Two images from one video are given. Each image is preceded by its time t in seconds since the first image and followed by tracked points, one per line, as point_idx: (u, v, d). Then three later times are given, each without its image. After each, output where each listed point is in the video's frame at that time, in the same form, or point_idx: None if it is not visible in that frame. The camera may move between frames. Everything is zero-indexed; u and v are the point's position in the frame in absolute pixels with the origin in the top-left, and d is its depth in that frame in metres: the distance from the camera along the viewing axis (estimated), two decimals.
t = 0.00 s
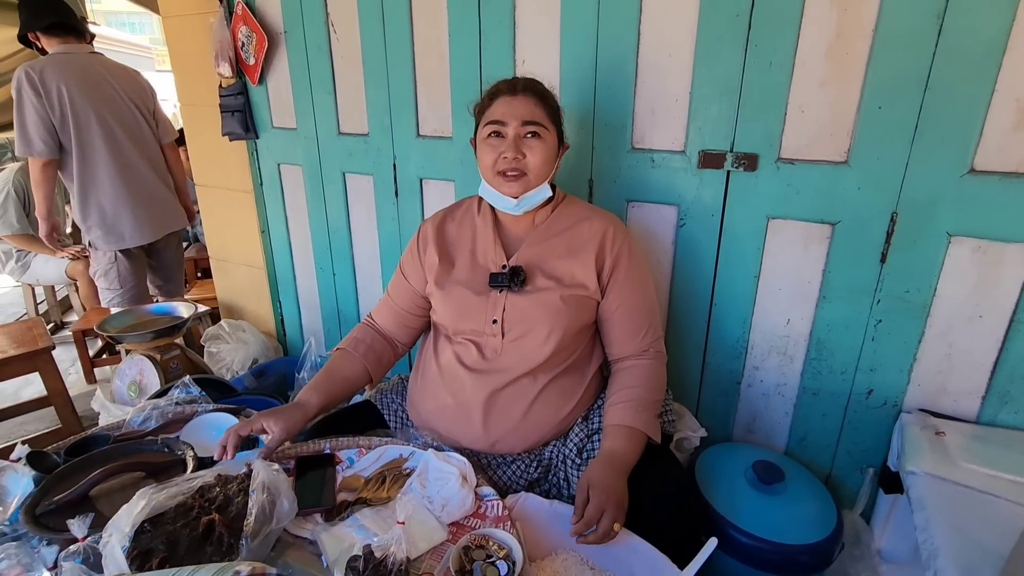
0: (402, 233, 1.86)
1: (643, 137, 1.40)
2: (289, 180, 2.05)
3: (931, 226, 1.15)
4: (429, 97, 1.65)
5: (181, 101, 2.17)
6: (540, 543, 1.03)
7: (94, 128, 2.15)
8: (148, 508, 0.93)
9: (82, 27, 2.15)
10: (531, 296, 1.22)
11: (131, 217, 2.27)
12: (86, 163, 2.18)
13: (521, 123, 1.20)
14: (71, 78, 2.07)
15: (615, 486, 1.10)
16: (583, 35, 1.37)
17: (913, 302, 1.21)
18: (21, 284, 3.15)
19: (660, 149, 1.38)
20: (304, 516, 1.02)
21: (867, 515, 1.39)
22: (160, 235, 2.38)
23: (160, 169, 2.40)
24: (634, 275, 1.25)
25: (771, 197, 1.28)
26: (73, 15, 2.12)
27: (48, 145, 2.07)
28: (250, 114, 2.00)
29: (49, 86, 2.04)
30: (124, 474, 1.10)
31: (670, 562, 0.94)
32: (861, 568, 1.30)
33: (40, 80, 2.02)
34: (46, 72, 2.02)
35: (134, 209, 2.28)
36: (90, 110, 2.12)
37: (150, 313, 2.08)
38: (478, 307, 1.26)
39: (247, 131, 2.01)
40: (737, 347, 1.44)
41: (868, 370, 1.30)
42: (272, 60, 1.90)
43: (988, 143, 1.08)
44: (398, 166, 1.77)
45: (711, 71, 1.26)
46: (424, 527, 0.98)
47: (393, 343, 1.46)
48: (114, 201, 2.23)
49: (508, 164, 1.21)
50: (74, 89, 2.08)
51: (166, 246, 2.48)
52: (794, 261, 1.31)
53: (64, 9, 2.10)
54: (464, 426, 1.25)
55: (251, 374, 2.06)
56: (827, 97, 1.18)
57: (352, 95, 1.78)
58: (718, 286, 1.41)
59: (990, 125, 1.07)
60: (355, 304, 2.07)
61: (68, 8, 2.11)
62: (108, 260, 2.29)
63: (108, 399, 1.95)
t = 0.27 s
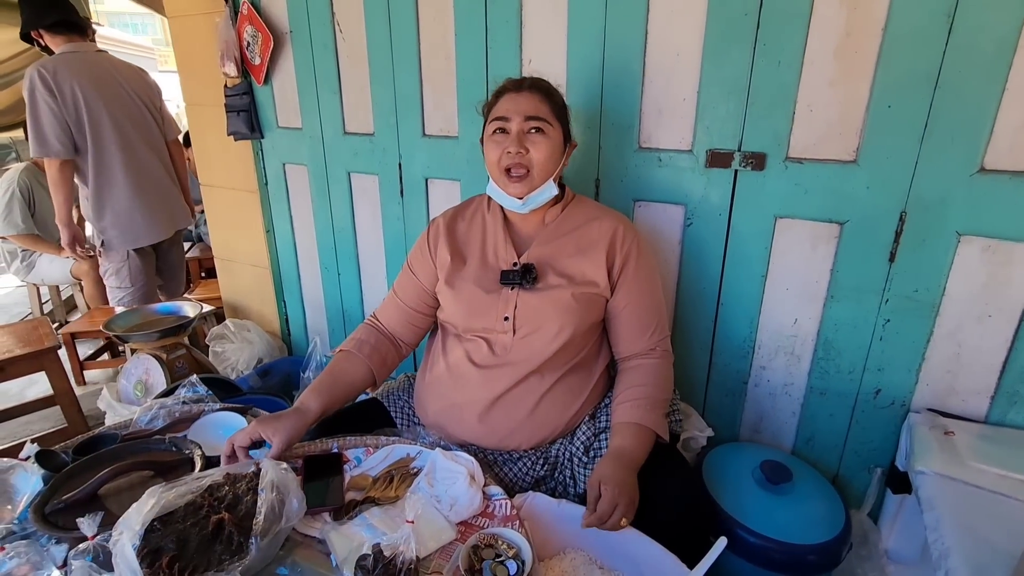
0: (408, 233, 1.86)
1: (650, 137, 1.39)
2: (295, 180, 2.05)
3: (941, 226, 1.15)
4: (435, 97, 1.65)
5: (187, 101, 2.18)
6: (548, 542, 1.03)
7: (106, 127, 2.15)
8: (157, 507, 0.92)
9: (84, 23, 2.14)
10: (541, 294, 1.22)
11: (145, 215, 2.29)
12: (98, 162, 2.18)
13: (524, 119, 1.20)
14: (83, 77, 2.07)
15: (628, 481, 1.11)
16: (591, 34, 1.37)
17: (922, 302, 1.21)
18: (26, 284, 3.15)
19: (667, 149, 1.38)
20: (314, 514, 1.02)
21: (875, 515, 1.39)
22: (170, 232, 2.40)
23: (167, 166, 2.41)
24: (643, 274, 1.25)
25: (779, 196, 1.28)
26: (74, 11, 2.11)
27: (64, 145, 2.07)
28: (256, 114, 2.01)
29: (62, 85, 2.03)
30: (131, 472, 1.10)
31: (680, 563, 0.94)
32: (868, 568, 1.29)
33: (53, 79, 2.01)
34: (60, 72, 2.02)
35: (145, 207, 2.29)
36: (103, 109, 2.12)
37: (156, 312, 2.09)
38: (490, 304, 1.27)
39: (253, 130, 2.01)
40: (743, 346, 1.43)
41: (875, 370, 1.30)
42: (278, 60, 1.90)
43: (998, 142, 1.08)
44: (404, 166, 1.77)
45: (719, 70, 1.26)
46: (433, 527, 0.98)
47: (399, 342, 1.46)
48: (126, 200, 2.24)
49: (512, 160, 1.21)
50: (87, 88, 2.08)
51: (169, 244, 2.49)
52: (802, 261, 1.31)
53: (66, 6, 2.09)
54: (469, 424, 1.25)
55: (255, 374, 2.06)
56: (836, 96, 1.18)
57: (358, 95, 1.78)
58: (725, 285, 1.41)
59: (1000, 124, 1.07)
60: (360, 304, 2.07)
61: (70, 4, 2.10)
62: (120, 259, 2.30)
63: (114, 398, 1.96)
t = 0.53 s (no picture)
0: (412, 232, 1.86)
1: (656, 135, 1.39)
2: (299, 179, 2.05)
3: (949, 224, 1.14)
4: (440, 95, 1.65)
5: (192, 99, 2.18)
6: (554, 541, 1.03)
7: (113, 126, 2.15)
8: (165, 504, 0.93)
9: (88, 22, 2.13)
10: (550, 293, 1.22)
11: (152, 213, 2.29)
12: (107, 161, 2.18)
13: (534, 116, 1.20)
14: (89, 76, 2.07)
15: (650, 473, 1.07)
16: (596, 31, 1.36)
17: (930, 301, 1.20)
18: (31, 282, 3.16)
19: (673, 147, 1.37)
20: (320, 513, 1.02)
21: (882, 515, 1.38)
22: (177, 230, 2.41)
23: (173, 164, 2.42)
24: (652, 274, 1.24)
25: (786, 194, 1.27)
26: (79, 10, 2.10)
27: (75, 145, 2.07)
28: (260, 112, 2.00)
29: (69, 85, 2.03)
30: (138, 470, 1.10)
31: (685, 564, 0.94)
32: (876, 569, 1.29)
33: (60, 79, 2.01)
34: (67, 72, 2.01)
35: (153, 205, 2.30)
36: (109, 108, 2.13)
37: (160, 311, 2.09)
38: (499, 304, 1.26)
39: (257, 129, 2.01)
40: (750, 345, 1.43)
41: (883, 369, 1.29)
42: (282, 58, 1.90)
43: (1008, 140, 1.07)
44: (408, 164, 1.77)
45: (726, 67, 1.25)
46: (438, 526, 0.98)
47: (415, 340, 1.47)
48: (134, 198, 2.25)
49: (522, 156, 1.20)
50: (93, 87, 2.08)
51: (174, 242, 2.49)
52: (809, 259, 1.30)
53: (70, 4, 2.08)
54: (476, 423, 1.25)
55: (259, 372, 2.06)
56: (844, 93, 1.17)
57: (362, 93, 1.78)
58: (731, 284, 1.40)
59: (1010, 121, 1.06)
60: (364, 302, 2.07)
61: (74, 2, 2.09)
62: (125, 257, 2.30)
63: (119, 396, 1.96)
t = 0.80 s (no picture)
0: (412, 226, 1.85)
1: (658, 128, 1.38)
2: (300, 173, 2.04)
3: (955, 217, 1.13)
4: (441, 88, 1.64)
5: (193, 94, 2.17)
6: (554, 536, 1.02)
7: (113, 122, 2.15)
8: (162, 498, 0.93)
9: (98, 17, 2.12)
10: (551, 286, 1.21)
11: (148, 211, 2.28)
12: (106, 156, 2.18)
13: (527, 123, 1.17)
14: (92, 72, 2.07)
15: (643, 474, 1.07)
16: (598, 23, 1.35)
17: (936, 295, 1.19)
18: (33, 278, 3.17)
19: (676, 140, 1.36)
20: (318, 506, 1.01)
21: (885, 511, 1.37)
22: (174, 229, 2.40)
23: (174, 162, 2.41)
24: (655, 267, 1.23)
25: (790, 187, 1.26)
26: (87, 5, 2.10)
27: (75, 139, 2.07)
28: (261, 107, 2.00)
29: (70, 80, 2.03)
30: (136, 464, 1.10)
31: (686, 560, 0.92)
32: (879, 565, 1.28)
33: (62, 74, 2.01)
34: (70, 66, 2.02)
35: (150, 203, 2.29)
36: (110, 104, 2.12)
37: (161, 305, 2.08)
38: (500, 293, 1.26)
39: (258, 123, 2.00)
40: (752, 340, 1.41)
41: (887, 364, 1.28)
42: (283, 52, 1.89)
43: (1016, 132, 1.05)
44: (409, 158, 1.76)
45: (730, 59, 1.24)
46: (437, 520, 0.98)
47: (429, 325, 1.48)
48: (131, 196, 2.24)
49: (519, 163, 1.19)
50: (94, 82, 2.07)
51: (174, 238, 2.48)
52: (813, 253, 1.29)
53: None
54: (477, 412, 1.24)
55: (260, 367, 2.07)
56: (849, 84, 1.16)
57: (363, 87, 1.77)
58: (734, 278, 1.39)
59: (1018, 113, 1.04)
60: (365, 298, 2.06)
61: None
62: (119, 250, 2.29)
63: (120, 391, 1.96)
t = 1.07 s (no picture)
0: (415, 221, 1.83)
1: (665, 121, 1.35)
2: (302, 168, 2.03)
3: (968, 211, 1.11)
4: (443, 81, 1.62)
5: (194, 88, 2.16)
6: (557, 534, 1.01)
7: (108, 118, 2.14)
8: (160, 492, 0.92)
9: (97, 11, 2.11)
10: (558, 279, 1.20)
11: (145, 207, 2.26)
12: (102, 152, 2.17)
13: (523, 134, 1.14)
14: (87, 67, 2.06)
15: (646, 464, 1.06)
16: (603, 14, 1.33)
17: (947, 291, 1.17)
18: (37, 273, 3.17)
19: (682, 133, 1.34)
20: (318, 503, 1.00)
21: (894, 510, 1.35)
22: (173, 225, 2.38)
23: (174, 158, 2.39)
24: (662, 261, 1.21)
25: (799, 181, 1.24)
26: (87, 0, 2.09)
27: (65, 137, 2.07)
28: (263, 101, 1.98)
29: (64, 76, 2.02)
30: (136, 459, 1.09)
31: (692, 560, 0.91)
32: (887, 565, 1.26)
33: (57, 69, 2.00)
34: (63, 62, 2.00)
35: (147, 200, 2.27)
36: (104, 100, 2.11)
37: (163, 300, 2.08)
38: (508, 284, 1.25)
39: (259, 117, 1.99)
40: (759, 336, 1.39)
41: (897, 361, 1.26)
42: (284, 45, 1.87)
43: None
44: (412, 152, 1.74)
45: (738, 50, 1.22)
46: (439, 517, 0.97)
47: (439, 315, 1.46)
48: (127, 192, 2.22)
49: (519, 171, 1.18)
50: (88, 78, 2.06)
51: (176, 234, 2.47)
52: (821, 248, 1.27)
53: None
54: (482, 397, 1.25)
55: (262, 362, 2.06)
56: (860, 76, 1.13)
57: (365, 80, 1.75)
58: (740, 274, 1.37)
59: None
60: (367, 293, 2.05)
61: None
62: (121, 246, 2.28)
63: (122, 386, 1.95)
